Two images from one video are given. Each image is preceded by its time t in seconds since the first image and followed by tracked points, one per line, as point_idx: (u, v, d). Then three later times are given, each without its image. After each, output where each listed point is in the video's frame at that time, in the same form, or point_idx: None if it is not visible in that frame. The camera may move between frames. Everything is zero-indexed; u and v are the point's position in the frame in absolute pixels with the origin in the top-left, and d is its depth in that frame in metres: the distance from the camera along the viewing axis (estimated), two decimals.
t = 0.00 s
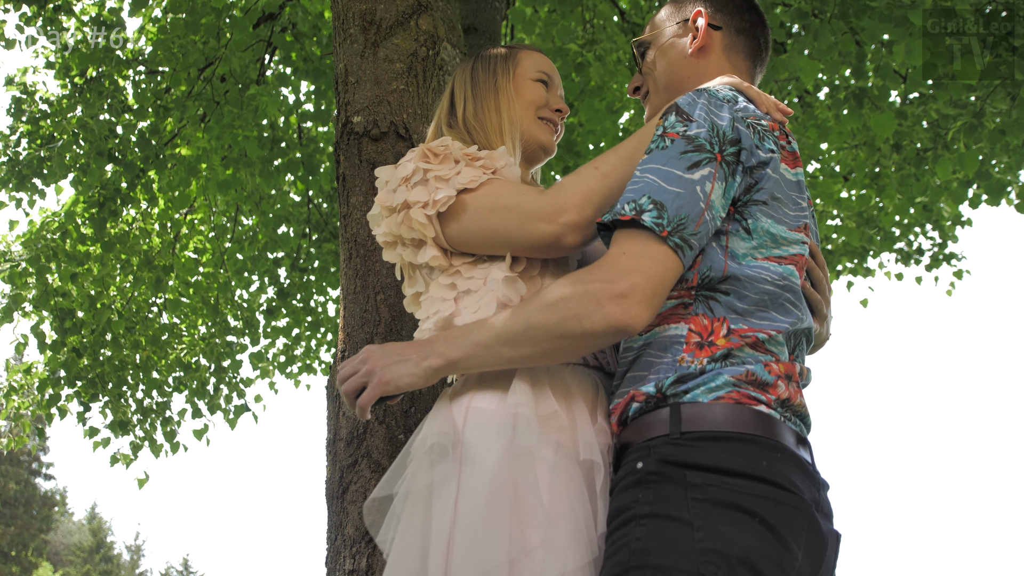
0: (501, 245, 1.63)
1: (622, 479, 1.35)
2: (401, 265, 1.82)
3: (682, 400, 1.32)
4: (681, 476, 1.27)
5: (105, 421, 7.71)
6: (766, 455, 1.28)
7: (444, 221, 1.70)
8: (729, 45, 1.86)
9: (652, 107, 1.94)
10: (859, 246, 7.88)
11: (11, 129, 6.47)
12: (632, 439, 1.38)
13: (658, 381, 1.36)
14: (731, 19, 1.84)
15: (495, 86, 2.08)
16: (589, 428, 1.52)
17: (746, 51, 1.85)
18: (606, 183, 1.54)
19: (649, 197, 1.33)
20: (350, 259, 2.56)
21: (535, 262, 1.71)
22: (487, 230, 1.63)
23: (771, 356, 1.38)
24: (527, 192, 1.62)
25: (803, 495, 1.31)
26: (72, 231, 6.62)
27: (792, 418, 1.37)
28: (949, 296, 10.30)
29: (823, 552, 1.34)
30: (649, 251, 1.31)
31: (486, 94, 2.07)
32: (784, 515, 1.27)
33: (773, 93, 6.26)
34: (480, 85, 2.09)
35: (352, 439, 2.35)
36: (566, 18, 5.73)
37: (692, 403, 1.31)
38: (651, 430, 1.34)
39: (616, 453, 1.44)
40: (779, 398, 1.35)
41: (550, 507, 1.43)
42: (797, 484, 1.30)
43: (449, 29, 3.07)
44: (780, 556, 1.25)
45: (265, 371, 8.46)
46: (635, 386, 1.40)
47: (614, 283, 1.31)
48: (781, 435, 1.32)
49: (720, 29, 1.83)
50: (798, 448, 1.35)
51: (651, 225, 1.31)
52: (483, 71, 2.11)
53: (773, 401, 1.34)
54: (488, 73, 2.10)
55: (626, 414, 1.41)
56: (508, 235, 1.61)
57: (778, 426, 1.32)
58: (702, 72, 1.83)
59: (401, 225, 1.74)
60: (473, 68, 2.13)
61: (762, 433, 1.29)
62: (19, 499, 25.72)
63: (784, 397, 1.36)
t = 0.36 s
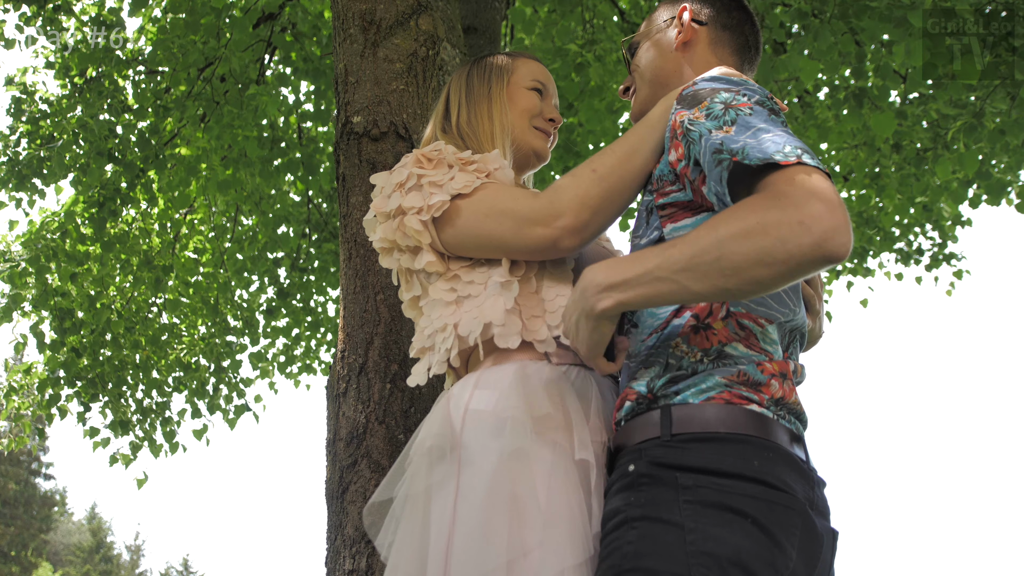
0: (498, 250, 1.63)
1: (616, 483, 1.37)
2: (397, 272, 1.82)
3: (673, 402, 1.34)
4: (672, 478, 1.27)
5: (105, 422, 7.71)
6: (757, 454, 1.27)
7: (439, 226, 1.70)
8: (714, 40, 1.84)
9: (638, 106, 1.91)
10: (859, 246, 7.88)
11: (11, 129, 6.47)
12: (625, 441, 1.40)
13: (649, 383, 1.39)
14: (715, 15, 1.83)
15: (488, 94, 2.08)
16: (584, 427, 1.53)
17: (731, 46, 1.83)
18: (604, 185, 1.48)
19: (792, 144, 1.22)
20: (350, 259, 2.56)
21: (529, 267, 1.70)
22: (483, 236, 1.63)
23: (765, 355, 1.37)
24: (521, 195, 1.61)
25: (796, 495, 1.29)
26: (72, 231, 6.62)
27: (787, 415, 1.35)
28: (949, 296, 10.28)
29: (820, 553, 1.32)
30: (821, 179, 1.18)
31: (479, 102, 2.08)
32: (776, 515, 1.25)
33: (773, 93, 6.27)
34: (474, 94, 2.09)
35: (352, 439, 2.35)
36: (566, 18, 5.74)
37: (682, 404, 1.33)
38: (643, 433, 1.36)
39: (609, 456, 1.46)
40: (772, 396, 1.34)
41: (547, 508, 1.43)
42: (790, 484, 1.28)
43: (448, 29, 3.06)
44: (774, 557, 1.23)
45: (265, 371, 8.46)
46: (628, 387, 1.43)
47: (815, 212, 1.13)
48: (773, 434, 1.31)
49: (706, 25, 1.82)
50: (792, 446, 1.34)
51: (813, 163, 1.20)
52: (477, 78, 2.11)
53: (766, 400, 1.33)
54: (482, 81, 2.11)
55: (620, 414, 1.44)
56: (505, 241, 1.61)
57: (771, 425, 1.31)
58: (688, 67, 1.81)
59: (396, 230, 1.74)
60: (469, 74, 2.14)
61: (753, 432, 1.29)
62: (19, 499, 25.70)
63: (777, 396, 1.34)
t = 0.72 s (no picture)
0: (496, 245, 1.64)
1: (612, 477, 1.36)
2: (397, 265, 1.82)
3: (667, 396, 1.33)
4: (668, 471, 1.27)
5: (105, 422, 7.70)
6: (753, 445, 1.28)
7: (438, 219, 1.70)
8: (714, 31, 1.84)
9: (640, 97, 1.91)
10: (859, 246, 7.88)
11: (11, 129, 6.48)
12: (620, 437, 1.39)
13: (639, 380, 1.36)
14: (716, 5, 1.82)
15: (483, 89, 2.08)
16: (587, 424, 1.53)
17: (731, 37, 1.83)
18: (601, 183, 1.52)
19: (644, 185, 1.32)
20: (350, 259, 2.56)
21: (530, 259, 1.69)
22: (481, 231, 1.64)
23: (757, 349, 1.37)
24: (520, 188, 1.63)
25: (794, 484, 1.30)
26: (72, 231, 6.63)
27: (783, 407, 1.36)
28: (949, 296, 10.28)
29: (818, 541, 1.33)
30: (630, 248, 1.30)
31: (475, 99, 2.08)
32: (774, 506, 1.26)
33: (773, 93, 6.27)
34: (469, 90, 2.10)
35: (352, 439, 2.35)
36: (566, 18, 5.75)
37: (676, 397, 1.32)
38: (636, 428, 1.35)
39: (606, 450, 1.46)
40: (766, 389, 1.34)
41: (551, 505, 1.43)
42: (787, 473, 1.29)
43: (448, 29, 3.06)
44: (774, 547, 1.24)
45: (264, 371, 8.45)
46: (618, 383, 1.40)
47: (608, 280, 1.32)
48: (770, 425, 1.31)
49: (705, 17, 1.81)
50: (788, 436, 1.35)
51: (648, 211, 1.30)
52: (473, 74, 2.12)
53: (760, 392, 1.33)
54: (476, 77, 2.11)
55: (613, 411, 1.41)
56: (502, 237, 1.61)
57: (766, 416, 1.31)
58: (688, 61, 1.81)
59: (397, 223, 1.74)
60: (464, 70, 2.14)
61: (748, 422, 1.29)
62: (19, 499, 25.68)
63: (771, 388, 1.34)
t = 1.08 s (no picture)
0: (485, 246, 1.63)
1: (606, 473, 1.36)
2: (390, 268, 1.82)
3: (662, 390, 1.33)
4: (662, 465, 1.27)
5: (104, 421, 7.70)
6: (747, 438, 1.28)
7: (429, 223, 1.70)
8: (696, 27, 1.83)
9: (628, 95, 1.95)
10: (859, 246, 7.88)
11: (11, 129, 6.47)
12: (614, 432, 1.39)
13: (636, 374, 1.36)
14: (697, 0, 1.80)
15: (476, 92, 2.09)
16: (580, 422, 1.54)
17: (714, 32, 1.82)
18: (588, 181, 1.52)
19: (634, 172, 1.32)
20: (350, 259, 2.55)
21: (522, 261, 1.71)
22: (471, 232, 1.63)
23: (754, 342, 1.37)
24: (508, 188, 1.62)
25: (790, 479, 1.30)
26: (72, 231, 6.63)
27: (779, 401, 1.36)
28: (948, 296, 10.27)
29: (813, 535, 1.33)
30: (618, 232, 1.29)
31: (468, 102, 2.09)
32: (769, 500, 1.26)
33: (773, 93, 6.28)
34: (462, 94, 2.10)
35: (352, 439, 2.35)
36: (566, 18, 5.75)
37: (670, 391, 1.32)
38: (631, 423, 1.35)
39: (600, 446, 1.46)
40: (762, 382, 1.33)
41: (543, 504, 1.43)
42: (782, 467, 1.29)
43: (449, 29, 3.06)
44: (767, 541, 1.24)
45: (264, 371, 8.45)
46: (614, 379, 1.40)
47: (598, 260, 1.30)
48: (765, 419, 1.31)
49: (686, 14, 1.81)
50: (784, 430, 1.35)
51: (638, 195, 1.29)
52: (465, 76, 2.12)
53: (757, 385, 1.33)
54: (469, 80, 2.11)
55: (608, 406, 1.41)
56: (492, 239, 1.61)
57: (761, 409, 1.31)
58: (670, 62, 1.82)
59: (388, 227, 1.74)
60: (457, 71, 2.14)
61: (743, 416, 1.29)
62: (18, 499, 25.65)
63: (768, 381, 1.34)
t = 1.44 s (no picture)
0: (486, 248, 1.64)
1: (610, 471, 1.36)
2: (389, 261, 1.82)
3: (666, 388, 1.33)
4: (667, 465, 1.27)
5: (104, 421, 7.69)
6: (753, 437, 1.28)
7: (431, 218, 1.70)
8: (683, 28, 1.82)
9: (619, 97, 1.96)
10: (859, 246, 7.88)
11: (11, 129, 6.48)
12: (618, 430, 1.39)
13: (640, 372, 1.36)
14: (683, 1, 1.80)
15: (471, 94, 2.08)
16: (582, 420, 1.54)
17: (702, 31, 1.82)
18: (586, 186, 1.50)
19: (635, 178, 1.31)
20: (350, 259, 2.55)
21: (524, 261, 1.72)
22: (472, 233, 1.64)
23: (756, 340, 1.37)
24: (509, 192, 1.62)
25: (796, 478, 1.30)
26: (72, 231, 6.63)
27: (783, 399, 1.36)
28: (948, 296, 10.25)
29: (819, 534, 1.33)
30: (617, 236, 1.28)
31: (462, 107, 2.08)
32: (774, 499, 1.26)
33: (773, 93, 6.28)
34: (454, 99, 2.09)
35: (351, 439, 2.35)
36: (566, 18, 5.76)
37: (675, 389, 1.32)
38: (635, 422, 1.35)
39: (604, 444, 1.46)
40: (767, 379, 1.34)
41: (546, 502, 1.44)
42: (788, 466, 1.29)
43: (448, 29, 3.06)
44: (773, 541, 1.24)
45: (264, 371, 8.44)
46: (617, 377, 1.40)
47: (599, 263, 1.29)
48: (769, 418, 1.31)
49: (672, 16, 1.81)
50: (788, 429, 1.35)
51: (641, 199, 1.29)
52: (455, 81, 2.10)
53: (761, 382, 1.33)
54: (461, 82, 2.10)
55: (612, 404, 1.41)
56: (493, 241, 1.61)
57: (765, 408, 1.31)
58: (659, 64, 1.82)
59: (389, 220, 1.74)
60: (449, 74, 2.12)
61: (748, 415, 1.29)
62: (19, 499, 25.64)
63: (772, 378, 1.34)
